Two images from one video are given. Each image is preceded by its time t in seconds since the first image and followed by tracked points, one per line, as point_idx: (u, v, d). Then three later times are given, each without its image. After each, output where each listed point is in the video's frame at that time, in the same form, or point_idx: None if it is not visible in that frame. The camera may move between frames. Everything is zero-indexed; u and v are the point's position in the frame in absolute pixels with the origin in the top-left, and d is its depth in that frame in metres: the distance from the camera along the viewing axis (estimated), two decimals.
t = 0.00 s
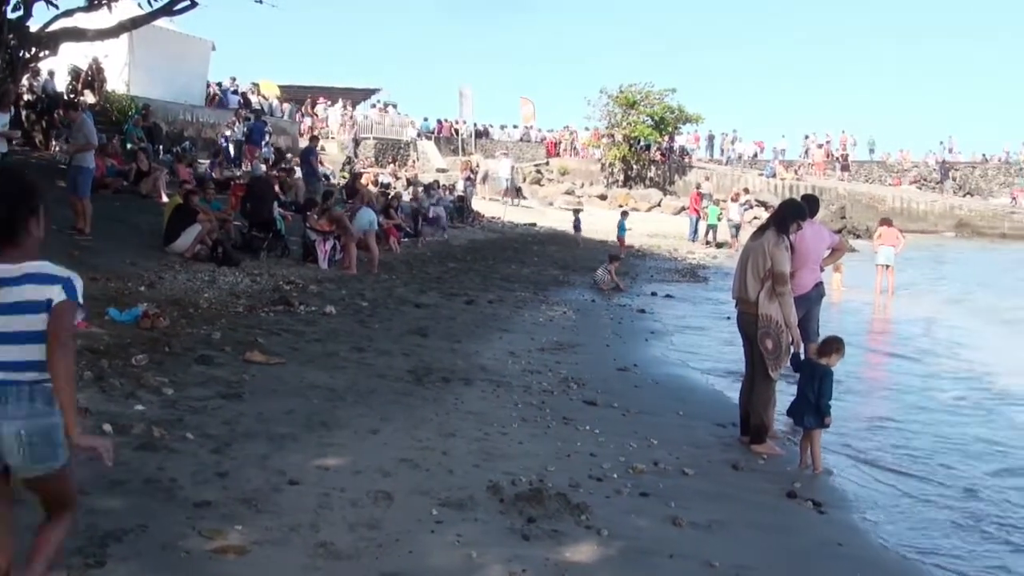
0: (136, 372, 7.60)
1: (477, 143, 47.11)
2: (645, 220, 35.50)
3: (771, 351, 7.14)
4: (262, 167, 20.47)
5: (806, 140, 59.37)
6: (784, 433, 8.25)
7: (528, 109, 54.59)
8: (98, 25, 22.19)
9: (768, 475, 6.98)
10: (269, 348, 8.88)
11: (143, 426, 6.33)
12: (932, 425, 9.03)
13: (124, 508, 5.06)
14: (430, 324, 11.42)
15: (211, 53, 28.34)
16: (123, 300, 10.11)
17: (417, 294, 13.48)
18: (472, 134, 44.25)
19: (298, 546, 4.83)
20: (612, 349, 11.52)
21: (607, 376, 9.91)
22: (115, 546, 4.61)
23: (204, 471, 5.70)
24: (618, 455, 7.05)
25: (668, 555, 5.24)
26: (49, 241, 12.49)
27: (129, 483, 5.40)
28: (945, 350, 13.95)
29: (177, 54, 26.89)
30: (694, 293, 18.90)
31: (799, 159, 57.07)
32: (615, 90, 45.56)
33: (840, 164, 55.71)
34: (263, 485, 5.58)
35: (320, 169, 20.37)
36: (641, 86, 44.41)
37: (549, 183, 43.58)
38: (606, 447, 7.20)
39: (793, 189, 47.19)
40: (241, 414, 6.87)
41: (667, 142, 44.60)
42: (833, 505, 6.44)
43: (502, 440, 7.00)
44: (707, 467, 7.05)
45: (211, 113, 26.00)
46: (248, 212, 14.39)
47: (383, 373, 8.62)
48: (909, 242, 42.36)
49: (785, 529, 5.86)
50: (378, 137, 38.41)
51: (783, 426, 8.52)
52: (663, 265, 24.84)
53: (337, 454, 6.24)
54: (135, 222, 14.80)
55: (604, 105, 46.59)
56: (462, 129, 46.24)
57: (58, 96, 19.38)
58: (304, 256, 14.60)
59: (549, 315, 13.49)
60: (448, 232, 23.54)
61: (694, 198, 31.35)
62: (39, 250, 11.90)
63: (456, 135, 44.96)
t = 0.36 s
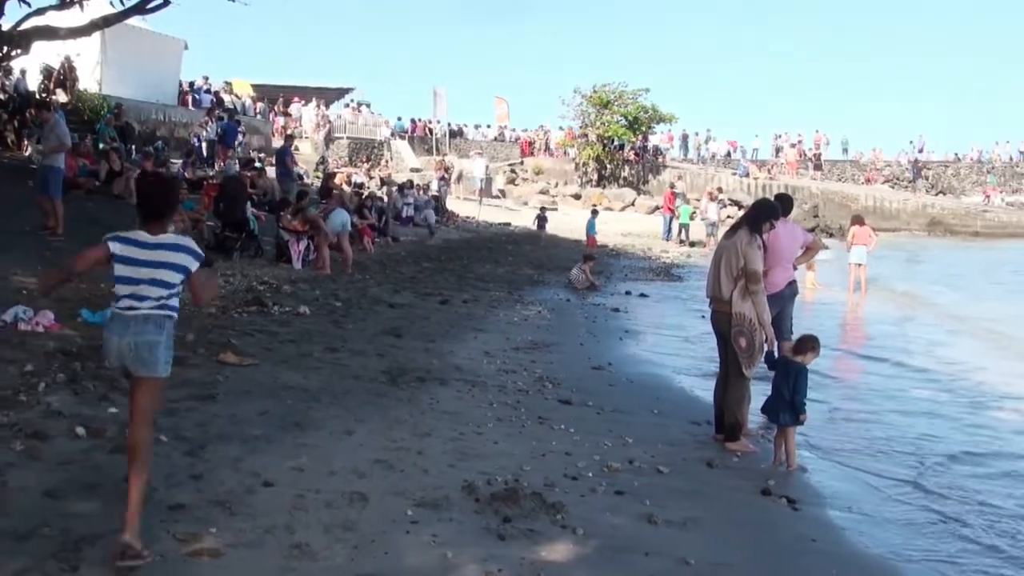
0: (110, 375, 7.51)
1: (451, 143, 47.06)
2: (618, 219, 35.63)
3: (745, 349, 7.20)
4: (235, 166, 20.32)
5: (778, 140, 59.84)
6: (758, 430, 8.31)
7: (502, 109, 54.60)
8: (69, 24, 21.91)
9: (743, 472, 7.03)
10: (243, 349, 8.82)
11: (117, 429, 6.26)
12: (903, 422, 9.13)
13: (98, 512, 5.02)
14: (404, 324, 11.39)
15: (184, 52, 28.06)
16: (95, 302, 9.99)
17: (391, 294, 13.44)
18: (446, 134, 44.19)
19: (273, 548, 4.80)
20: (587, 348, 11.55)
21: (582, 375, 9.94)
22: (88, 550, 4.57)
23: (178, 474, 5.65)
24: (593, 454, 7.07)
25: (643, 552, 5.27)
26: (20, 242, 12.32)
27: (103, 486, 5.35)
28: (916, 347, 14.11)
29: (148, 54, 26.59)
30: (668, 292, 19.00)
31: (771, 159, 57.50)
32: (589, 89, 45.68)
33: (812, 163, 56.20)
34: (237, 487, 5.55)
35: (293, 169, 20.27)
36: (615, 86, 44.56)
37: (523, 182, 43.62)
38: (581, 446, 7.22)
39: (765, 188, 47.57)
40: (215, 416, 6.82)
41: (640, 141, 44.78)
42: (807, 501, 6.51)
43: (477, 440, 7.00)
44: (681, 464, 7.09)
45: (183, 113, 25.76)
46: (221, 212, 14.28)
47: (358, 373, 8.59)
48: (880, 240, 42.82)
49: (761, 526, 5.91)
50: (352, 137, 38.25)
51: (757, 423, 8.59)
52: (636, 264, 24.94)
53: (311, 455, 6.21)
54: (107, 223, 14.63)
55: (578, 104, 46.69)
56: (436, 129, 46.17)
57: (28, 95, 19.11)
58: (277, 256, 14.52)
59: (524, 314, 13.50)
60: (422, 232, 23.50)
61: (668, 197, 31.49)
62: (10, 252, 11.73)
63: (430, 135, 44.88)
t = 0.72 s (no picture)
0: (81, 377, 7.43)
1: (423, 142, 46.92)
2: (590, 219, 35.72)
3: (717, 348, 7.26)
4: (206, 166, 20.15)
5: (748, 140, 60.29)
6: (730, 429, 8.38)
7: (474, 109, 54.53)
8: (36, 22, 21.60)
9: (716, 470, 7.09)
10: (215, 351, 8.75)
11: (88, 432, 6.20)
12: (871, 419, 9.24)
13: (69, 516, 4.96)
14: (377, 325, 11.36)
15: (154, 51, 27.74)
16: (64, 303, 9.87)
17: (363, 295, 13.39)
18: (417, 134, 44.08)
19: (245, 550, 4.77)
20: (559, 347, 11.58)
21: (555, 375, 9.96)
22: (59, 554, 4.52)
23: (151, 477, 5.60)
24: (566, 453, 7.09)
25: (616, 551, 5.30)
26: None
27: (74, 490, 5.29)
28: (884, 345, 14.28)
29: (118, 54, 26.28)
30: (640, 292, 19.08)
31: (741, 159, 57.89)
32: (561, 89, 45.75)
33: (783, 163, 56.66)
34: (210, 489, 5.51)
35: (264, 169, 20.13)
36: (587, 86, 44.67)
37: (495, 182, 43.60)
38: (554, 445, 7.24)
39: (736, 188, 47.88)
40: (187, 418, 6.76)
41: (612, 141, 44.93)
42: (778, 498, 6.57)
43: (450, 441, 7.00)
44: (654, 463, 7.13)
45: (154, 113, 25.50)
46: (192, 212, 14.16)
47: (330, 374, 8.56)
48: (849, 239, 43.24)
49: (733, 524, 5.96)
50: (323, 136, 38.03)
51: (728, 422, 8.65)
52: (608, 263, 25.03)
53: (283, 457, 6.18)
54: (76, 224, 14.45)
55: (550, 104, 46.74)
56: (408, 128, 46.02)
57: None
58: (248, 257, 14.42)
59: (496, 314, 13.50)
60: (394, 232, 23.43)
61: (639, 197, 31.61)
62: None
63: (402, 135, 44.74)
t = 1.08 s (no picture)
0: (50, 379, 7.33)
1: (394, 142, 46.78)
2: (562, 219, 35.81)
3: (689, 347, 7.32)
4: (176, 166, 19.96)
5: (719, 140, 60.71)
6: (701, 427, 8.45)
7: (446, 109, 54.45)
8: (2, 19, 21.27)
9: (687, 468, 7.15)
10: (186, 353, 8.68)
11: (58, 435, 6.12)
12: (840, 417, 9.35)
13: (39, 520, 4.90)
14: (348, 325, 11.31)
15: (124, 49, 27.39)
16: (32, 305, 9.74)
17: (334, 295, 13.34)
18: (389, 134, 43.94)
19: (217, 553, 4.75)
20: (531, 347, 11.61)
21: (527, 374, 9.98)
22: (28, 559, 4.46)
23: (122, 480, 5.55)
24: (538, 453, 7.11)
25: (589, 550, 5.32)
26: None
27: (44, 494, 5.23)
28: (852, 343, 14.44)
29: (87, 52, 25.93)
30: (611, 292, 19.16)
31: (712, 158, 58.26)
32: (533, 89, 45.80)
33: (753, 163, 57.11)
34: (181, 492, 5.47)
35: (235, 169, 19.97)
36: (558, 86, 44.76)
37: (467, 182, 43.56)
38: (526, 445, 7.26)
39: (708, 187, 48.19)
40: (158, 420, 6.70)
41: (584, 141, 45.07)
42: (750, 496, 6.64)
43: (422, 441, 6.99)
44: (626, 462, 7.17)
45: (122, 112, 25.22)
46: (162, 213, 14.02)
47: (302, 375, 8.52)
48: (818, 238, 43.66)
49: (705, 522, 6.01)
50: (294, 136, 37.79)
51: (699, 421, 8.72)
52: (580, 263, 25.10)
53: (254, 459, 6.15)
54: (44, 224, 14.25)
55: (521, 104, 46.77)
56: (379, 128, 45.85)
57: None
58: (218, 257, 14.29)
59: (468, 314, 13.50)
60: (365, 233, 23.35)
61: (611, 197, 31.73)
62: None
63: (373, 135, 44.58)
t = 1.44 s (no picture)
0: (20, 381, 7.25)
1: (366, 142, 46.62)
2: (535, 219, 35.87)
3: (662, 346, 7.39)
4: (147, 165, 19.78)
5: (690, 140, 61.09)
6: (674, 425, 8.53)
7: (418, 108, 54.33)
8: None
9: (660, 466, 7.22)
10: (157, 354, 8.62)
11: (28, 438, 6.06)
12: (808, 414, 9.47)
13: (9, 524, 4.86)
14: (321, 325, 11.28)
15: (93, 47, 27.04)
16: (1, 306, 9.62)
17: (306, 295, 13.28)
18: (361, 133, 43.78)
19: (190, 556, 4.73)
20: (504, 346, 11.64)
21: (500, 374, 10.01)
22: None
23: (93, 483, 5.51)
24: (512, 452, 7.14)
25: (563, 548, 5.36)
26: None
27: (14, 498, 5.18)
28: (821, 340, 14.60)
29: (56, 51, 25.54)
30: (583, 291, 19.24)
31: (683, 158, 58.60)
32: (505, 89, 45.85)
33: (724, 162, 57.52)
34: (153, 494, 5.44)
35: (207, 169, 19.82)
36: (530, 86, 44.84)
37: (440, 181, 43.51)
38: (500, 445, 7.29)
39: (679, 187, 48.48)
40: (129, 423, 6.66)
41: (556, 141, 45.19)
42: (723, 493, 6.71)
43: (395, 441, 7.00)
44: (599, 461, 7.22)
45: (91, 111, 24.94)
46: (132, 213, 13.88)
47: (274, 376, 8.49)
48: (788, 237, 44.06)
49: (678, 520, 6.07)
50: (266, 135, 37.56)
51: (672, 419, 8.79)
52: (553, 263, 25.17)
53: (226, 461, 6.12)
54: (13, 224, 14.07)
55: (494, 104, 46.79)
56: (351, 128, 45.69)
57: None
58: (189, 258, 14.18)
59: (441, 314, 13.51)
60: (337, 232, 23.27)
61: (583, 196, 31.84)
62: None
63: (345, 134, 44.41)
